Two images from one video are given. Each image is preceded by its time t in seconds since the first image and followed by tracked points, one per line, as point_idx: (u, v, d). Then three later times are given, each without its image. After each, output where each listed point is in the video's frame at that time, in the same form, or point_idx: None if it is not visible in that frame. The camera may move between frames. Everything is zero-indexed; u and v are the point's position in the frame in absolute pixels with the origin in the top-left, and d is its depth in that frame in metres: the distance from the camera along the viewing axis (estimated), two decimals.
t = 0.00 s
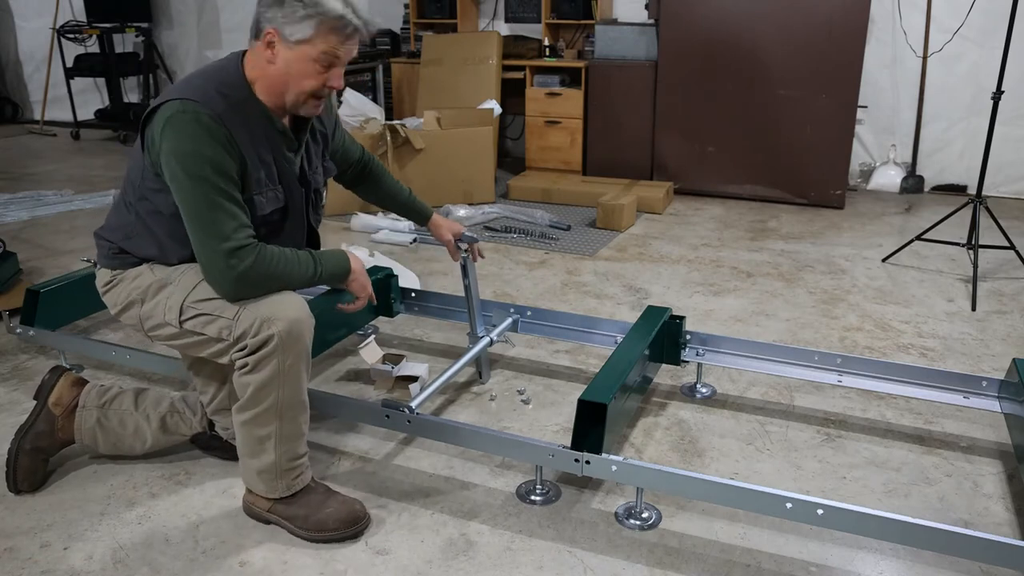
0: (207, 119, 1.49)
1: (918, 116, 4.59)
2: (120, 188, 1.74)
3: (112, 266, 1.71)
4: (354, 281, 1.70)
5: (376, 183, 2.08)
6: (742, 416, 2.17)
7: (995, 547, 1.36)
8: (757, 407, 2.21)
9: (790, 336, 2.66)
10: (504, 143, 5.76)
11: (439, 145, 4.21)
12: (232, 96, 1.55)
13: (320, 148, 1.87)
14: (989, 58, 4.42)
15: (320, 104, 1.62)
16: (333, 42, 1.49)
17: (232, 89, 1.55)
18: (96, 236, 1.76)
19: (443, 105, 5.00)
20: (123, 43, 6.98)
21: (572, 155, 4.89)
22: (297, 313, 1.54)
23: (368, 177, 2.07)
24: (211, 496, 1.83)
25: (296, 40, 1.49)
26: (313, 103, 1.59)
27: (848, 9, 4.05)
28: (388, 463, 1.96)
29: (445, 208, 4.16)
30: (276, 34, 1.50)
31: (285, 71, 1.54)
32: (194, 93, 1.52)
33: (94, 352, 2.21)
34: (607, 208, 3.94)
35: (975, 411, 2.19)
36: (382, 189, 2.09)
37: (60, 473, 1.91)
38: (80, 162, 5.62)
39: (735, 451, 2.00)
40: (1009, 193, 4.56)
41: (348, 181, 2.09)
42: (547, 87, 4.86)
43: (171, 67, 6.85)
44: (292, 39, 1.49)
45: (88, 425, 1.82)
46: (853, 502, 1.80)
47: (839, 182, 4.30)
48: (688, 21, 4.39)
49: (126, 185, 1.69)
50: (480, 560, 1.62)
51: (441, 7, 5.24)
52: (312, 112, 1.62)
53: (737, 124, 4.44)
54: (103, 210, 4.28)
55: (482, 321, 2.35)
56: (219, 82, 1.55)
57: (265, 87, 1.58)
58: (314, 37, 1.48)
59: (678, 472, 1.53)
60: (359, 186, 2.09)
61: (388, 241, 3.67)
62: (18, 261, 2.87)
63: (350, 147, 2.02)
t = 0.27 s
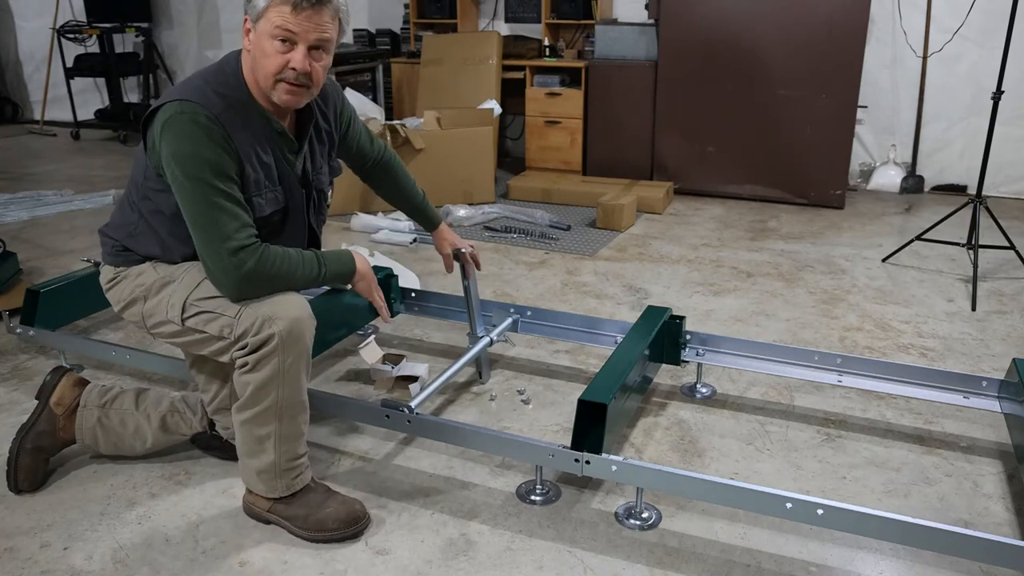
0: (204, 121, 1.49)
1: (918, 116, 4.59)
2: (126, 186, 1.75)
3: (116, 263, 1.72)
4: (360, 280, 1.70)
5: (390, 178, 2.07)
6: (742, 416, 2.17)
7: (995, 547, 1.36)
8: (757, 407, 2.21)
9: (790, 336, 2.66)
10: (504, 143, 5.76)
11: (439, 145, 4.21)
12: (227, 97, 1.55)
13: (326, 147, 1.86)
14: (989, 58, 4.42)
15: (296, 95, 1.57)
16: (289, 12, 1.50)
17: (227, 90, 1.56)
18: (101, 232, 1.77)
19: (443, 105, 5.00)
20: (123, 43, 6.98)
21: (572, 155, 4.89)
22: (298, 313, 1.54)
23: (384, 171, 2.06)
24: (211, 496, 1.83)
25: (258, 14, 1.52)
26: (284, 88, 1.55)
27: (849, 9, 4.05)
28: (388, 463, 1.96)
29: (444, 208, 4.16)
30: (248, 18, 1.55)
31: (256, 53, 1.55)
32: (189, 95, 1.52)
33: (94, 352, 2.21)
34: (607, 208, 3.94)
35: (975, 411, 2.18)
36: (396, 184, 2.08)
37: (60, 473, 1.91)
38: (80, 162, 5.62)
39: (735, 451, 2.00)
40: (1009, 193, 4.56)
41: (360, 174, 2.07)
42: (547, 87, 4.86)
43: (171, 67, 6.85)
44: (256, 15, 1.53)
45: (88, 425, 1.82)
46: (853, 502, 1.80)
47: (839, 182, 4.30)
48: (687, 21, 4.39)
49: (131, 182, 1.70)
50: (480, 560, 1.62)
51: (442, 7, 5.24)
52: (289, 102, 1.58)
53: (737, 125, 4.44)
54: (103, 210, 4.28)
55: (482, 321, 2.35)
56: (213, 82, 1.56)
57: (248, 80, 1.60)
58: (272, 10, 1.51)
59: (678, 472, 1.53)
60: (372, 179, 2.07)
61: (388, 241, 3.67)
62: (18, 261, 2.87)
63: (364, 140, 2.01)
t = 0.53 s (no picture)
0: (207, 122, 1.49)
1: (918, 116, 4.59)
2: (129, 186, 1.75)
3: (119, 262, 1.72)
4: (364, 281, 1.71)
5: (394, 179, 2.07)
6: (742, 416, 2.17)
7: (995, 547, 1.36)
8: (757, 407, 2.21)
9: (790, 336, 2.66)
10: (504, 143, 5.76)
11: (439, 146, 4.21)
12: (228, 99, 1.55)
13: (329, 149, 1.86)
14: (989, 58, 4.42)
15: (295, 99, 1.57)
16: (287, 15, 1.51)
17: (230, 93, 1.56)
18: (103, 233, 1.76)
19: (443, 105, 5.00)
20: (123, 43, 6.98)
21: (572, 155, 4.89)
22: (301, 312, 1.54)
23: (388, 172, 2.06)
24: (211, 496, 1.83)
25: (257, 17, 1.53)
26: (284, 92, 1.55)
27: (848, 9, 4.05)
28: (388, 463, 1.96)
29: (444, 208, 4.16)
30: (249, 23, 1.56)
31: (256, 58, 1.55)
32: (192, 98, 1.53)
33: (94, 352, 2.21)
34: (607, 208, 3.94)
35: (976, 411, 2.18)
36: (400, 185, 2.08)
37: (60, 473, 1.91)
38: (80, 162, 5.62)
39: (735, 451, 2.00)
40: (1009, 193, 4.56)
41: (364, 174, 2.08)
42: (547, 87, 4.86)
43: (171, 67, 6.85)
44: (256, 19, 1.53)
45: (88, 425, 1.82)
46: (853, 502, 1.80)
47: (839, 182, 4.30)
48: (688, 21, 4.39)
49: (135, 182, 1.70)
50: (480, 560, 1.62)
51: (441, 7, 5.24)
52: (289, 106, 1.57)
53: (737, 124, 4.44)
54: (102, 210, 4.28)
55: (482, 321, 2.35)
56: (215, 84, 1.56)
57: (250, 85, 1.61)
58: (269, 12, 1.51)
59: (678, 472, 1.53)
60: (376, 179, 2.08)
61: (388, 241, 3.67)
62: (18, 261, 2.87)
63: (368, 140, 2.01)
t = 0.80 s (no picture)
0: (209, 123, 1.50)
1: (918, 116, 4.59)
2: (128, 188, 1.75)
3: (118, 263, 1.72)
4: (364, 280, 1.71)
5: (392, 182, 2.07)
6: (742, 416, 2.17)
7: (995, 547, 1.36)
8: (757, 407, 2.21)
9: (790, 336, 2.66)
10: (504, 143, 5.76)
11: (439, 146, 4.21)
12: (231, 101, 1.55)
13: (330, 151, 1.86)
14: (989, 58, 4.42)
15: (298, 100, 1.57)
16: (290, 16, 1.51)
17: (232, 95, 1.56)
18: (103, 234, 1.76)
19: (443, 105, 5.00)
20: (123, 43, 6.98)
21: (572, 155, 4.89)
22: (301, 313, 1.55)
23: (385, 175, 2.06)
24: (211, 496, 1.83)
25: (260, 19, 1.53)
26: (286, 94, 1.56)
27: (848, 9, 4.05)
28: (388, 463, 1.96)
29: (444, 208, 4.16)
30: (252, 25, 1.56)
31: (258, 60, 1.56)
32: (194, 99, 1.52)
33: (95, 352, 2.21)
34: (607, 208, 3.94)
35: (975, 411, 2.19)
36: (397, 188, 2.07)
37: (60, 473, 1.91)
38: (80, 162, 5.62)
39: (735, 451, 2.00)
40: (1009, 193, 4.56)
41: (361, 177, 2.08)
42: (547, 87, 4.86)
43: (171, 67, 6.85)
44: (259, 21, 1.54)
45: (88, 425, 1.82)
46: (853, 501, 1.80)
47: (839, 182, 4.30)
48: (688, 21, 4.39)
49: (134, 184, 1.70)
50: (480, 560, 1.62)
51: (441, 7, 5.24)
52: (291, 108, 1.58)
53: (737, 124, 4.44)
54: (102, 210, 4.28)
55: (482, 321, 2.35)
56: (217, 86, 1.56)
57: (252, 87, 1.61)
58: (271, 13, 1.51)
59: (678, 472, 1.53)
60: (373, 183, 2.08)
61: (388, 241, 3.67)
62: (18, 261, 2.87)
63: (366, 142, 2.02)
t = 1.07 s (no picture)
0: (209, 123, 1.50)
1: (918, 116, 4.59)
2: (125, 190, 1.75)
3: (116, 265, 1.72)
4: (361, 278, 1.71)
5: (389, 184, 2.07)
6: (742, 416, 2.17)
7: (995, 547, 1.36)
8: (757, 407, 2.21)
9: (790, 336, 2.66)
10: (504, 143, 5.77)
11: (440, 146, 4.21)
12: (230, 102, 1.55)
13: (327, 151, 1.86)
14: (989, 58, 4.42)
15: (301, 103, 1.57)
16: (295, 20, 1.51)
17: (231, 97, 1.56)
18: (101, 236, 1.77)
19: (443, 105, 5.00)
20: (123, 43, 6.98)
21: (572, 155, 4.89)
22: (301, 312, 1.55)
23: (382, 176, 2.06)
24: (211, 496, 1.83)
25: (263, 21, 1.52)
26: (289, 96, 1.55)
27: (849, 9, 4.05)
28: (388, 463, 1.96)
29: (444, 208, 4.16)
30: (253, 25, 1.55)
31: (261, 61, 1.55)
32: (193, 101, 1.52)
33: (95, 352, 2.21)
34: (607, 208, 3.94)
35: (976, 411, 2.19)
36: (394, 189, 2.08)
37: (61, 473, 1.91)
38: (80, 162, 5.62)
39: (735, 452, 2.00)
40: (1009, 193, 4.56)
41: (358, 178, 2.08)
42: (547, 87, 4.86)
43: (171, 67, 6.85)
44: (262, 22, 1.53)
45: (88, 426, 1.82)
46: (853, 501, 1.80)
47: (839, 182, 4.30)
48: (688, 21, 4.39)
49: (132, 185, 1.70)
50: (480, 560, 1.62)
51: (442, 7, 5.24)
52: (293, 110, 1.58)
53: (737, 124, 4.44)
54: (102, 210, 4.28)
55: (482, 321, 2.35)
56: (217, 88, 1.56)
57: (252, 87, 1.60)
58: (275, 16, 1.51)
59: (678, 472, 1.53)
60: (371, 185, 2.08)
61: (388, 241, 3.67)
62: (18, 261, 2.87)
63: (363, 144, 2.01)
